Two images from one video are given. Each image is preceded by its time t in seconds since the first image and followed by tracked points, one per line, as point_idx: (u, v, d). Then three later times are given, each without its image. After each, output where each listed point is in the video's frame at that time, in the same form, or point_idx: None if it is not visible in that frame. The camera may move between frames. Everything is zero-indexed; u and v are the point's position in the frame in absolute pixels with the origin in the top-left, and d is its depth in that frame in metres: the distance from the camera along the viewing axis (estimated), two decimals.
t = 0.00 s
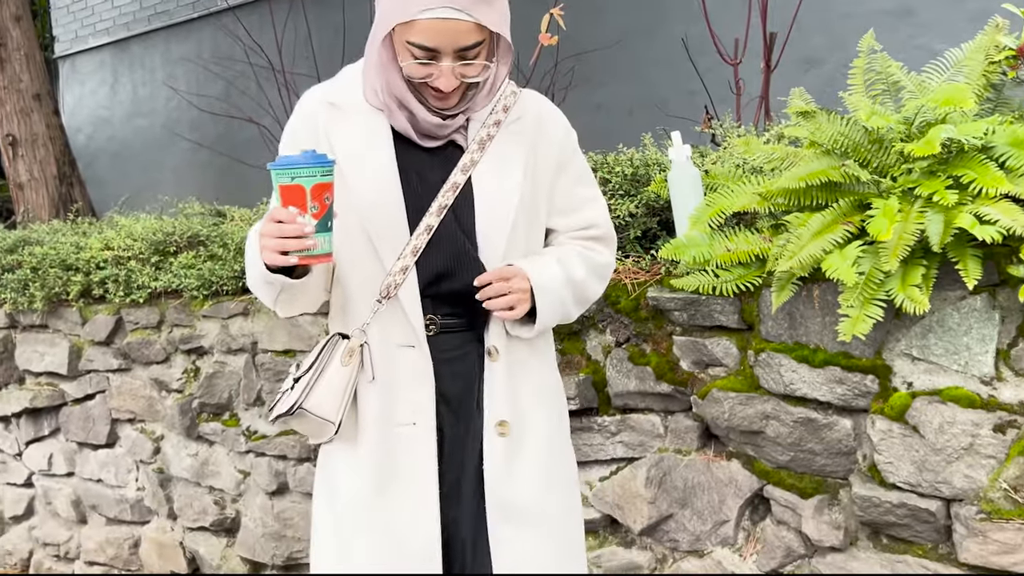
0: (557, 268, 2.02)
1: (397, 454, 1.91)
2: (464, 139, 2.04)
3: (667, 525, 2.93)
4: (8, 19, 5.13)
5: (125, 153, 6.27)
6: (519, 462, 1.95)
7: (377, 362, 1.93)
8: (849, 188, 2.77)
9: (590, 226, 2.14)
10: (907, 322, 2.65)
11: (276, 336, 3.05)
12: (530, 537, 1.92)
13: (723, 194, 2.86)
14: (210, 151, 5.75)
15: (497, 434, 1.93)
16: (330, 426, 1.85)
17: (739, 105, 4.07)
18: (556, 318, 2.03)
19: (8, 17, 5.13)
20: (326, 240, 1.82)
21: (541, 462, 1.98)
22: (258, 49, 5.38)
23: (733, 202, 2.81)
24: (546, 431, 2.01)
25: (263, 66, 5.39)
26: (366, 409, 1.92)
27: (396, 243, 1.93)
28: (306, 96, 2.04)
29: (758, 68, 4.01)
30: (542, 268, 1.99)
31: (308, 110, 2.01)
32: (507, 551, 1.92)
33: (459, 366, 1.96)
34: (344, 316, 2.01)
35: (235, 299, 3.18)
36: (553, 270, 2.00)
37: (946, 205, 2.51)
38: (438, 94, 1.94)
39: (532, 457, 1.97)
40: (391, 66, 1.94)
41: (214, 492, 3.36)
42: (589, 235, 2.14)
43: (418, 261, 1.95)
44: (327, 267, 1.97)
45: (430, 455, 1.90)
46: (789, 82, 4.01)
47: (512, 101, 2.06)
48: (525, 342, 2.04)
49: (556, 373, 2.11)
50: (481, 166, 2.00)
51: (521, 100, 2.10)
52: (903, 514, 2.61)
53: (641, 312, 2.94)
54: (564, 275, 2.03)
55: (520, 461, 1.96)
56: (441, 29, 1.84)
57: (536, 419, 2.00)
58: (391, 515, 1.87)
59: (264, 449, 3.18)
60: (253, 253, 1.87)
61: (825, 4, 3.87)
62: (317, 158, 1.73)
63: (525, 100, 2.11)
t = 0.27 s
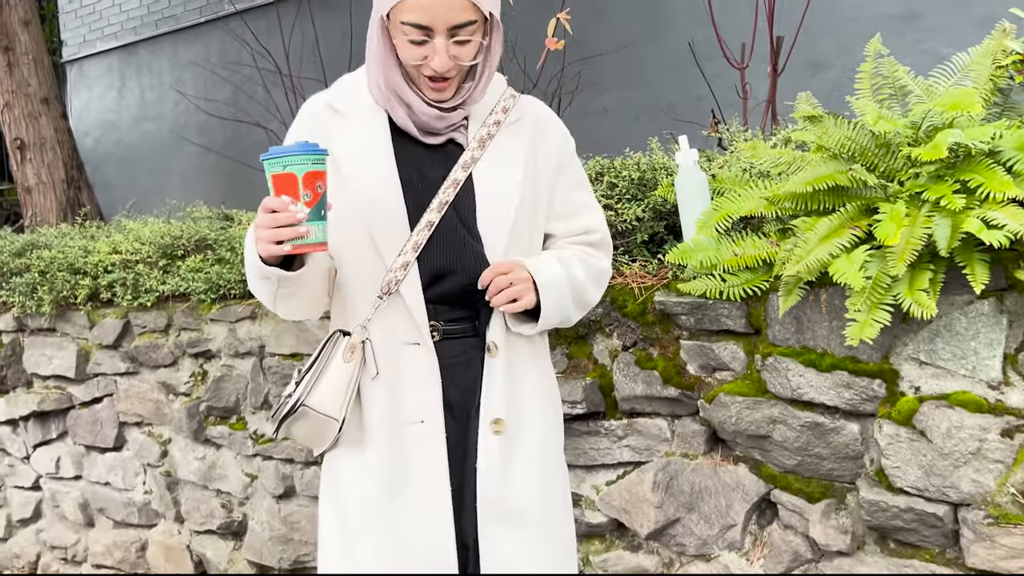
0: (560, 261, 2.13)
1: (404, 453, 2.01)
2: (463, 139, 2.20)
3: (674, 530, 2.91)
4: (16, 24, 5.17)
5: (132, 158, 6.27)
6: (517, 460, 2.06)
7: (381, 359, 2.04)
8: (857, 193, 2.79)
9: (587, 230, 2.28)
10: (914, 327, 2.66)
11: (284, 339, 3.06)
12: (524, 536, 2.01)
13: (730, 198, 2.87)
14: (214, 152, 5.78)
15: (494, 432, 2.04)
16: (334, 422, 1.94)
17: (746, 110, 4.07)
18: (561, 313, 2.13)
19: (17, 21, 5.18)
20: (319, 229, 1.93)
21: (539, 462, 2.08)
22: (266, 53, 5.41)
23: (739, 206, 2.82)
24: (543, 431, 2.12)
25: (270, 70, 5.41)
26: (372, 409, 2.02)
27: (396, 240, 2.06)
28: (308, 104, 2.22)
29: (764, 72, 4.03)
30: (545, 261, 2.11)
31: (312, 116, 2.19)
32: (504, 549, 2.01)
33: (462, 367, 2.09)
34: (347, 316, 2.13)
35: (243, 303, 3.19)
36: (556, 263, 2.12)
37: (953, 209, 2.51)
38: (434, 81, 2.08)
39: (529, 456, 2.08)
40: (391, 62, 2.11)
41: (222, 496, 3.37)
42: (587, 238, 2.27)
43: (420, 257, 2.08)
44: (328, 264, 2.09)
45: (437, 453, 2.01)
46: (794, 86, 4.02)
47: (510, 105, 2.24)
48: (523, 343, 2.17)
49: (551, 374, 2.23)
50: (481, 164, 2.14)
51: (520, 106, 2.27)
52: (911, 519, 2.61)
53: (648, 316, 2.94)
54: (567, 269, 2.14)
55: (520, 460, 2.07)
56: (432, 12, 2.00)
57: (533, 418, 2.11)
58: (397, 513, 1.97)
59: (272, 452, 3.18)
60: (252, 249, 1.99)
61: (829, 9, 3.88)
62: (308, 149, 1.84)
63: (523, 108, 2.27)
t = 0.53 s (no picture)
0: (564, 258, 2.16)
1: (410, 461, 2.03)
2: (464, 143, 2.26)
3: (680, 539, 2.90)
4: (25, 33, 5.21)
5: (139, 167, 6.49)
6: (520, 467, 2.07)
7: (385, 368, 2.06)
8: (863, 202, 2.79)
9: (588, 235, 2.32)
10: (921, 336, 2.66)
11: (290, 348, 3.06)
12: (527, 542, 2.03)
13: (737, 207, 2.86)
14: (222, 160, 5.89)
15: (500, 438, 2.05)
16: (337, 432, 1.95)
17: (755, 119, 4.03)
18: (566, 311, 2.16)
19: (26, 31, 5.22)
20: (318, 237, 1.94)
21: (543, 468, 2.09)
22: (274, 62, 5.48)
23: (746, 215, 2.81)
24: (547, 437, 2.13)
25: (277, 79, 5.44)
26: (377, 417, 2.04)
27: (398, 248, 2.09)
28: (305, 118, 2.25)
29: (771, 81, 4.04)
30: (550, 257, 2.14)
31: (310, 129, 2.22)
32: (508, 556, 2.02)
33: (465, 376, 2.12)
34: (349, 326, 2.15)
35: (250, 312, 3.19)
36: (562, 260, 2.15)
37: (960, 218, 2.51)
38: (430, 62, 2.16)
39: (533, 462, 2.09)
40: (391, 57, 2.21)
41: (228, 504, 3.37)
42: (588, 242, 2.31)
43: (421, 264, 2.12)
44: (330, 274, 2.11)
45: (443, 461, 2.03)
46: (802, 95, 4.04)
47: (509, 111, 2.28)
48: (527, 347, 2.18)
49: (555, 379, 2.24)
50: (482, 169, 2.18)
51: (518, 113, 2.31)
52: (918, 529, 2.60)
53: (654, 325, 2.94)
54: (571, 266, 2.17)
55: (524, 468, 2.07)
56: None
57: (537, 424, 2.12)
58: (403, 520, 1.99)
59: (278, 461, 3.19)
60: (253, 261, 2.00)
61: (836, 19, 3.90)
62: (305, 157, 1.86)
63: (523, 115, 2.31)
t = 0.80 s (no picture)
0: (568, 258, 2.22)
1: (421, 474, 2.05)
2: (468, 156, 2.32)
3: (688, 554, 2.89)
4: (37, 48, 5.27)
5: (150, 180, 6.56)
6: (528, 478, 2.09)
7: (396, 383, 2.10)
8: (871, 216, 2.79)
9: (590, 246, 2.38)
10: (929, 350, 2.65)
11: (300, 361, 3.08)
12: (533, 555, 2.03)
13: (744, 221, 2.87)
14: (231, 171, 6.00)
15: (502, 451, 2.06)
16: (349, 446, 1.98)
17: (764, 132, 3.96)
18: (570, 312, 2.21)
19: (38, 46, 5.27)
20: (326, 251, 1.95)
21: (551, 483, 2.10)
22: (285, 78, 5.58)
23: (753, 229, 2.83)
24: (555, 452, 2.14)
25: (288, 93, 5.57)
26: (387, 430, 2.07)
27: (405, 262, 2.14)
28: (311, 135, 2.31)
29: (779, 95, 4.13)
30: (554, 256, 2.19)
31: (316, 145, 2.28)
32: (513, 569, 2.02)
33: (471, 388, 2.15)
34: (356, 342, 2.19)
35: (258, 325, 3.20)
36: (566, 260, 2.21)
37: (968, 233, 2.51)
38: (434, 65, 2.23)
39: (540, 473, 2.10)
40: (396, 68, 2.29)
41: (237, 517, 3.38)
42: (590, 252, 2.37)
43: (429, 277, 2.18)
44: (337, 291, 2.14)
45: (453, 473, 2.06)
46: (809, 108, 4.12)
47: (513, 125, 2.34)
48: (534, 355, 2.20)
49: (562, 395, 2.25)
50: (488, 180, 2.24)
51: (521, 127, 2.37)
52: (927, 544, 2.60)
53: (662, 339, 2.94)
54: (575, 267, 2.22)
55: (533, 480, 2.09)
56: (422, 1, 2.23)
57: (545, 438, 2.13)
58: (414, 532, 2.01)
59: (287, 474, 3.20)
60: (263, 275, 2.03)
61: (843, 34, 3.96)
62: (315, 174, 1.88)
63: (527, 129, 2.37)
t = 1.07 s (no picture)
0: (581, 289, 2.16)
1: (435, 506, 2.06)
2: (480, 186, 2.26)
3: None
4: (49, 75, 5.29)
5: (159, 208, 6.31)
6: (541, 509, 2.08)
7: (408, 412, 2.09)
8: (885, 244, 2.74)
9: (604, 274, 2.30)
10: (946, 380, 2.60)
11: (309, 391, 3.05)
12: None
13: (758, 248, 2.84)
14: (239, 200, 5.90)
15: (517, 482, 2.05)
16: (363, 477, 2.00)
17: (774, 159, 4.14)
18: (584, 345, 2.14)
19: (50, 73, 5.29)
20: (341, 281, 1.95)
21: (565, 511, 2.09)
22: (296, 104, 5.59)
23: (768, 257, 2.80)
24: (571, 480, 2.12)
25: (299, 120, 5.58)
26: (400, 461, 2.08)
27: (417, 289, 2.12)
28: (322, 161, 2.29)
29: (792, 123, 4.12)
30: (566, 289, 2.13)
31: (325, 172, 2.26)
32: None
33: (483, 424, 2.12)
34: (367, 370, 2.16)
35: (268, 354, 3.16)
36: (578, 291, 2.15)
37: (984, 261, 2.48)
38: (445, 97, 2.17)
39: (553, 505, 2.09)
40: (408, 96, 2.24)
41: (245, 548, 3.35)
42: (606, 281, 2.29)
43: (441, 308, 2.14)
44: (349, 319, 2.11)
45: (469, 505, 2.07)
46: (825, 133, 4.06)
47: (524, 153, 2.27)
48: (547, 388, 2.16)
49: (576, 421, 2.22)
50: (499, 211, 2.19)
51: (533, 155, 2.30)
52: None
53: (676, 368, 2.92)
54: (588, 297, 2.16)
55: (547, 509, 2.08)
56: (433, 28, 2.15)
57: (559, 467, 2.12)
58: (429, 565, 2.03)
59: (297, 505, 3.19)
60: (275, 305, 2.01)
61: (860, 59, 3.92)
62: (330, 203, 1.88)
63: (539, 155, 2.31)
